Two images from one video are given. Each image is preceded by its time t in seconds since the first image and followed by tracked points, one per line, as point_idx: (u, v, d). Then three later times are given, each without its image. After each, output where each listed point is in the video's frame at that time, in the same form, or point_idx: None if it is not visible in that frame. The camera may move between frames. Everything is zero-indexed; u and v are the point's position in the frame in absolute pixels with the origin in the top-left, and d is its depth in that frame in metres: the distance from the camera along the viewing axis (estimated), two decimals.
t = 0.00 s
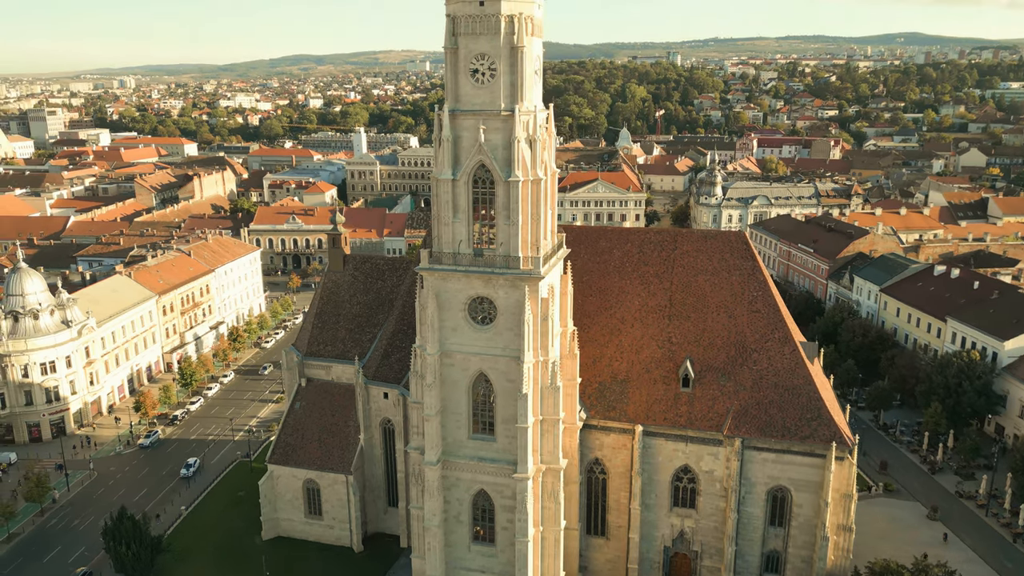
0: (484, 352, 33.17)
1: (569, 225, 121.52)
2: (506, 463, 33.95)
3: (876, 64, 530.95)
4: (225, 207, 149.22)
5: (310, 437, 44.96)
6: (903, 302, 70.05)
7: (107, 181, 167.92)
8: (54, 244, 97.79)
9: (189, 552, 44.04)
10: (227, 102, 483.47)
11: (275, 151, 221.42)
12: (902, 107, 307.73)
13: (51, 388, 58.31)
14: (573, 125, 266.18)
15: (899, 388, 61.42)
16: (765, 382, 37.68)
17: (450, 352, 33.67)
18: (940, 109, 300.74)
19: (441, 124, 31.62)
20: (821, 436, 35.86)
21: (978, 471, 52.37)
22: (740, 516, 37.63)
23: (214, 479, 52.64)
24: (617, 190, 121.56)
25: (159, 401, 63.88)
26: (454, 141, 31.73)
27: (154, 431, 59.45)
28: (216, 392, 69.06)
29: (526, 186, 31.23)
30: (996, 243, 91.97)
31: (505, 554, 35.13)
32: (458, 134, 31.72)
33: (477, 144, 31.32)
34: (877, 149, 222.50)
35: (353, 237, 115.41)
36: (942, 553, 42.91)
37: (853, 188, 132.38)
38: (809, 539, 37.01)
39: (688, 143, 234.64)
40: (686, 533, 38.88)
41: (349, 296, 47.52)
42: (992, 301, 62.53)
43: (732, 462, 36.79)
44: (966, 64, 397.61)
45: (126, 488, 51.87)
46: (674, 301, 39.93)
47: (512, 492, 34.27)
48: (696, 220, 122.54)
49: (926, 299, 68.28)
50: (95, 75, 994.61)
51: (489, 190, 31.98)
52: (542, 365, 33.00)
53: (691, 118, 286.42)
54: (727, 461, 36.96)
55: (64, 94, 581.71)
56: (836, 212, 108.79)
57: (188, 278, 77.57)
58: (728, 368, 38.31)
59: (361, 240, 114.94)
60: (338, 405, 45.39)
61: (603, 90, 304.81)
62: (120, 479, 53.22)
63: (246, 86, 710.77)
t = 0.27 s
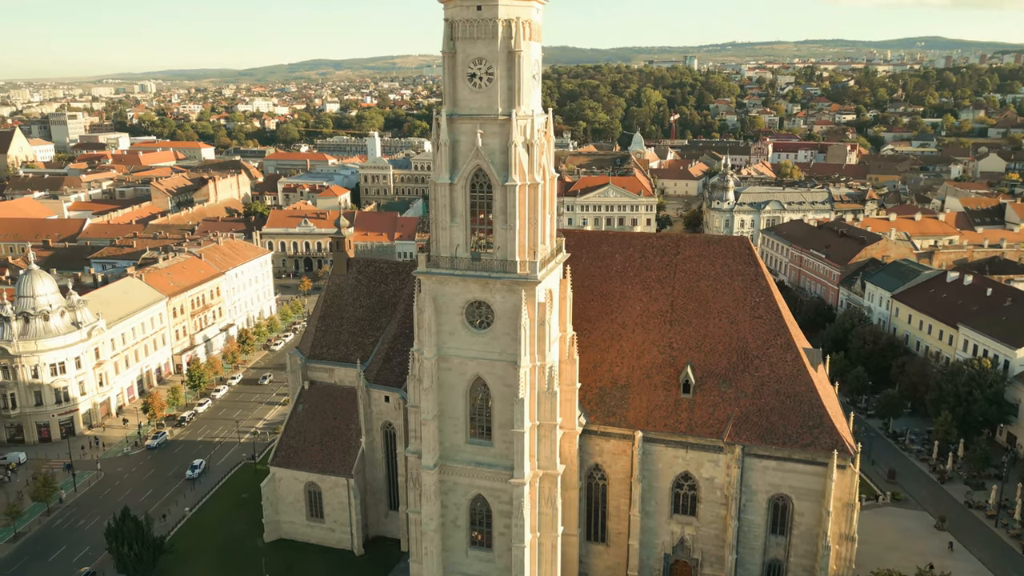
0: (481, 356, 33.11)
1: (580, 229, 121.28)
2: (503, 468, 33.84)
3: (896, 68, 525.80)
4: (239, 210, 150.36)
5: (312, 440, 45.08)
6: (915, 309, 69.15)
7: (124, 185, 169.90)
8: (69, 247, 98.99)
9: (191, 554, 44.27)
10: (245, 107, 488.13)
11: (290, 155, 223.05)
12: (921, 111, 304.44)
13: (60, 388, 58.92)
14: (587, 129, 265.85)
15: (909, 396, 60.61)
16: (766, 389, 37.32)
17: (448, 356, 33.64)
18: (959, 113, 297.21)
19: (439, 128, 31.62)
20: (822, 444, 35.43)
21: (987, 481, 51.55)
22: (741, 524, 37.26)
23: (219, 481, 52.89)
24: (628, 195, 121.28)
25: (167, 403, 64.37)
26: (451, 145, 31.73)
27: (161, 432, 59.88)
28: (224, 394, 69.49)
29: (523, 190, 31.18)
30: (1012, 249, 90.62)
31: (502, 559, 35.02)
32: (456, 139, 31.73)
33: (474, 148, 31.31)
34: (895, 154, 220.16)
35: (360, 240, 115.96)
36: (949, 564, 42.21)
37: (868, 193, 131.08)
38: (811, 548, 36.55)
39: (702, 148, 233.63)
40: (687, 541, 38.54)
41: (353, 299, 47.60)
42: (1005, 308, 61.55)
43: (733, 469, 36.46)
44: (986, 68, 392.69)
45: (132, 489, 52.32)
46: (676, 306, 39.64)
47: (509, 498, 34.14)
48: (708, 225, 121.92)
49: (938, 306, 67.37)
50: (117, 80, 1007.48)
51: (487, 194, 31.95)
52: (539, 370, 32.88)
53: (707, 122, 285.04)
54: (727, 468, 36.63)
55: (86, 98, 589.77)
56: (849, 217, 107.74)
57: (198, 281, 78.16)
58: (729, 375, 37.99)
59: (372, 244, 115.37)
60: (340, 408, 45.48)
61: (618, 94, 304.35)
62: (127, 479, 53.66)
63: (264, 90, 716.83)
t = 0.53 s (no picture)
0: (479, 361, 33.08)
1: (591, 234, 121.07)
2: (500, 473, 33.76)
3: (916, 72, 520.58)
4: (253, 214, 151.65)
5: (314, 443, 45.22)
6: (927, 316, 68.30)
7: (141, 188, 171.83)
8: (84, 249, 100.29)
9: (194, 555, 44.57)
10: (263, 111, 492.61)
11: (305, 159, 224.61)
12: (940, 116, 301.09)
13: (70, 389, 59.59)
14: (602, 133, 265.41)
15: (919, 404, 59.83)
16: (768, 396, 36.97)
17: (445, 361, 33.65)
18: (980, 118, 293.51)
19: (437, 132, 31.64)
20: (823, 452, 35.04)
21: (998, 492, 50.76)
22: (741, 532, 36.87)
23: (225, 483, 53.22)
24: (640, 199, 120.99)
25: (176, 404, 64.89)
26: (449, 149, 31.73)
27: (169, 433, 60.36)
28: (233, 397, 69.97)
29: (521, 195, 31.14)
30: None
31: (500, 565, 34.92)
32: (454, 143, 31.74)
33: (472, 152, 31.31)
34: (913, 159, 217.75)
35: (371, 244, 116.46)
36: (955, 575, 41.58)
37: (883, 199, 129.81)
38: (813, 557, 36.10)
39: (717, 152, 232.54)
40: (687, 549, 38.22)
41: (356, 303, 47.75)
42: (1018, 315, 60.61)
43: (733, 477, 36.14)
44: (1008, 72, 387.70)
45: (138, 489, 52.79)
46: (678, 311, 39.36)
47: (506, 503, 34.05)
48: (720, 230, 121.28)
49: (950, 313, 66.48)
50: (138, 85, 1020.25)
51: (484, 198, 31.93)
52: (536, 375, 32.80)
53: (722, 126, 283.61)
54: (727, 475, 36.34)
55: (108, 102, 598.00)
56: (863, 222, 106.68)
57: (209, 284, 78.81)
58: (731, 381, 37.66)
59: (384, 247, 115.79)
60: (343, 412, 45.58)
61: (633, 98, 303.73)
62: (133, 480, 54.14)
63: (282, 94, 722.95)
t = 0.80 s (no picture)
0: (476, 365, 33.05)
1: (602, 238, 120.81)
2: (497, 478, 33.68)
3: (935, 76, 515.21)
4: (268, 217, 152.84)
5: (317, 446, 45.36)
6: (939, 323, 67.43)
7: (158, 192, 173.73)
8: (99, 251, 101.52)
9: (197, 555, 44.86)
10: (281, 115, 496.62)
11: (320, 162, 226.06)
12: (960, 120, 297.75)
13: (80, 390, 60.23)
14: (616, 137, 264.85)
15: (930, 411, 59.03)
16: (769, 402, 36.61)
17: (443, 365, 33.64)
18: (1000, 122, 289.89)
19: (435, 136, 31.66)
20: (825, 460, 34.64)
21: (1008, 502, 49.94)
22: (741, 540, 36.48)
23: (230, 484, 53.54)
24: (651, 204, 120.63)
25: (185, 406, 65.38)
26: (447, 153, 31.75)
27: (177, 435, 60.83)
28: (241, 398, 70.42)
29: (518, 199, 31.10)
30: None
31: (497, 569, 34.81)
32: (451, 147, 31.75)
33: (470, 156, 31.30)
34: (931, 164, 215.42)
35: (382, 248, 116.89)
36: None
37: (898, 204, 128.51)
38: (814, 566, 35.64)
39: (732, 157, 231.34)
40: (687, 556, 37.88)
41: (360, 306, 47.87)
42: None
43: (733, 484, 35.82)
44: None
45: (145, 490, 53.23)
46: (679, 317, 39.09)
47: (503, 508, 33.94)
48: (732, 234, 120.55)
49: (963, 320, 65.62)
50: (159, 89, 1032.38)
51: (482, 202, 31.91)
52: (533, 379, 32.71)
53: (738, 130, 282.10)
54: (728, 482, 36.03)
55: (129, 106, 605.71)
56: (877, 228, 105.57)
57: (220, 286, 79.42)
58: (732, 388, 37.35)
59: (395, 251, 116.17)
60: (345, 414, 45.69)
61: (648, 102, 303.01)
62: (141, 481, 54.60)
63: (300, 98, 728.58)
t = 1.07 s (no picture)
0: (473, 369, 33.05)
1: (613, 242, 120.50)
2: (494, 483, 33.60)
3: (956, 80, 509.26)
4: (282, 220, 153.97)
5: (319, 448, 45.52)
6: (952, 330, 66.49)
7: (175, 195, 175.67)
8: (114, 253, 102.81)
9: (200, 556, 45.13)
10: (299, 120, 500.52)
11: (335, 166, 227.46)
12: (980, 125, 294.00)
13: (90, 391, 60.87)
14: (631, 142, 264.25)
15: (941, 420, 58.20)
16: (770, 409, 36.27)
17: (440, 369, 33.67)
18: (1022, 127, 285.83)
19: (433, 141, 31.73)
20: (825, 469, 34.25)
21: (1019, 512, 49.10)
22: (742, 548, 36.11)
23: (235, 486, 53.84)
24: (663, 208, 120.19)
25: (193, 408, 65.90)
26: (445, 157, 31.80)
27: (184, 436, 61.31)
28: (249, 400, 70.85)
29: (515, 203, 31.10)
30: None
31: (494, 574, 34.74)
32: (449, 151, 31.80)
33: (467, 160, 31.33)
34: (950, 169, 212.75)
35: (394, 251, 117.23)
36: None
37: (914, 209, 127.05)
38: None
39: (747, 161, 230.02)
40: (688, 563, 37.57)
41: (364, 310, 48.05)
42: None
43: (733, 491, 35.53)
44: None
45: (151, 491, 53.68)
46: (681, 322, 38.86)
47: (500, 513, 33.86)
48: (745, 239, 119.75)
49: (976, 327, 64.66)
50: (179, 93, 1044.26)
51: (480, 206, 31.90)
52: (529, 384, 32.63)
53: (754, 135, 280.47)
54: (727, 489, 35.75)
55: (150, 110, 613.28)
56: (892, 233, 104.37)
57: (231, 288, 79.99)
58: (733, 394, 37.05)
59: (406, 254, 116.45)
60: (348, 418, 45.80)
61: (663, 107, 302.17)
62: (147, 482, 55.07)
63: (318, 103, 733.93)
